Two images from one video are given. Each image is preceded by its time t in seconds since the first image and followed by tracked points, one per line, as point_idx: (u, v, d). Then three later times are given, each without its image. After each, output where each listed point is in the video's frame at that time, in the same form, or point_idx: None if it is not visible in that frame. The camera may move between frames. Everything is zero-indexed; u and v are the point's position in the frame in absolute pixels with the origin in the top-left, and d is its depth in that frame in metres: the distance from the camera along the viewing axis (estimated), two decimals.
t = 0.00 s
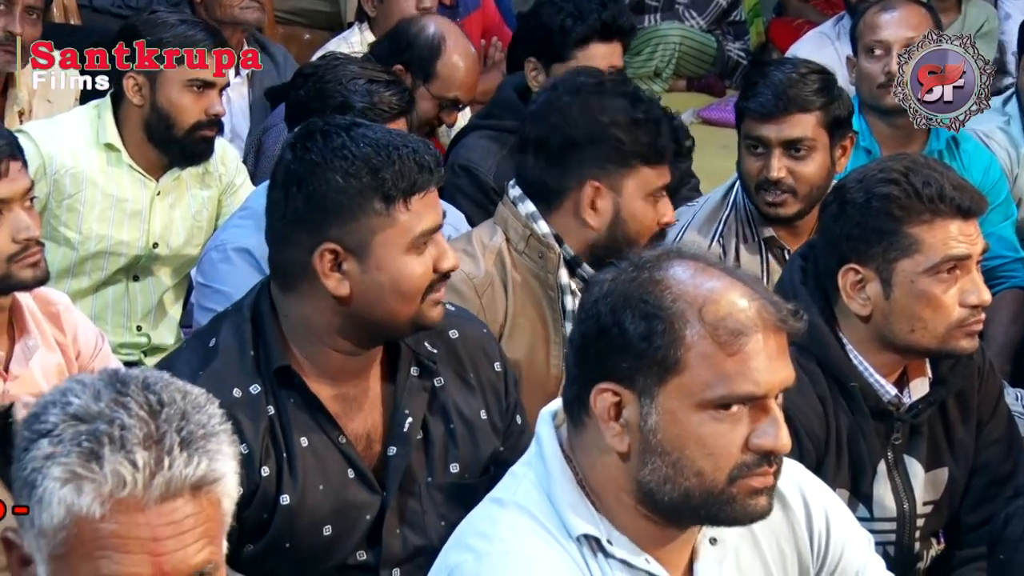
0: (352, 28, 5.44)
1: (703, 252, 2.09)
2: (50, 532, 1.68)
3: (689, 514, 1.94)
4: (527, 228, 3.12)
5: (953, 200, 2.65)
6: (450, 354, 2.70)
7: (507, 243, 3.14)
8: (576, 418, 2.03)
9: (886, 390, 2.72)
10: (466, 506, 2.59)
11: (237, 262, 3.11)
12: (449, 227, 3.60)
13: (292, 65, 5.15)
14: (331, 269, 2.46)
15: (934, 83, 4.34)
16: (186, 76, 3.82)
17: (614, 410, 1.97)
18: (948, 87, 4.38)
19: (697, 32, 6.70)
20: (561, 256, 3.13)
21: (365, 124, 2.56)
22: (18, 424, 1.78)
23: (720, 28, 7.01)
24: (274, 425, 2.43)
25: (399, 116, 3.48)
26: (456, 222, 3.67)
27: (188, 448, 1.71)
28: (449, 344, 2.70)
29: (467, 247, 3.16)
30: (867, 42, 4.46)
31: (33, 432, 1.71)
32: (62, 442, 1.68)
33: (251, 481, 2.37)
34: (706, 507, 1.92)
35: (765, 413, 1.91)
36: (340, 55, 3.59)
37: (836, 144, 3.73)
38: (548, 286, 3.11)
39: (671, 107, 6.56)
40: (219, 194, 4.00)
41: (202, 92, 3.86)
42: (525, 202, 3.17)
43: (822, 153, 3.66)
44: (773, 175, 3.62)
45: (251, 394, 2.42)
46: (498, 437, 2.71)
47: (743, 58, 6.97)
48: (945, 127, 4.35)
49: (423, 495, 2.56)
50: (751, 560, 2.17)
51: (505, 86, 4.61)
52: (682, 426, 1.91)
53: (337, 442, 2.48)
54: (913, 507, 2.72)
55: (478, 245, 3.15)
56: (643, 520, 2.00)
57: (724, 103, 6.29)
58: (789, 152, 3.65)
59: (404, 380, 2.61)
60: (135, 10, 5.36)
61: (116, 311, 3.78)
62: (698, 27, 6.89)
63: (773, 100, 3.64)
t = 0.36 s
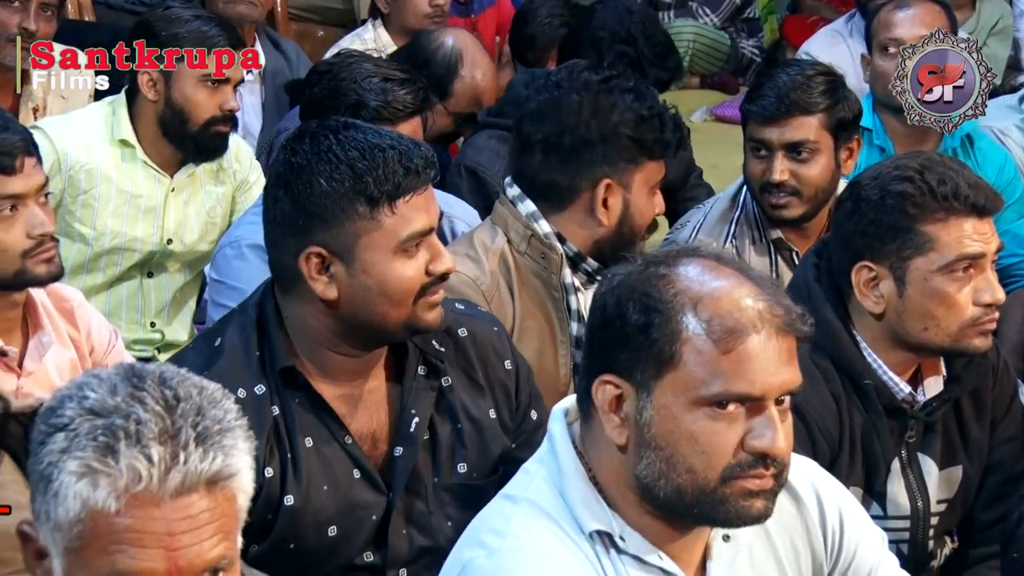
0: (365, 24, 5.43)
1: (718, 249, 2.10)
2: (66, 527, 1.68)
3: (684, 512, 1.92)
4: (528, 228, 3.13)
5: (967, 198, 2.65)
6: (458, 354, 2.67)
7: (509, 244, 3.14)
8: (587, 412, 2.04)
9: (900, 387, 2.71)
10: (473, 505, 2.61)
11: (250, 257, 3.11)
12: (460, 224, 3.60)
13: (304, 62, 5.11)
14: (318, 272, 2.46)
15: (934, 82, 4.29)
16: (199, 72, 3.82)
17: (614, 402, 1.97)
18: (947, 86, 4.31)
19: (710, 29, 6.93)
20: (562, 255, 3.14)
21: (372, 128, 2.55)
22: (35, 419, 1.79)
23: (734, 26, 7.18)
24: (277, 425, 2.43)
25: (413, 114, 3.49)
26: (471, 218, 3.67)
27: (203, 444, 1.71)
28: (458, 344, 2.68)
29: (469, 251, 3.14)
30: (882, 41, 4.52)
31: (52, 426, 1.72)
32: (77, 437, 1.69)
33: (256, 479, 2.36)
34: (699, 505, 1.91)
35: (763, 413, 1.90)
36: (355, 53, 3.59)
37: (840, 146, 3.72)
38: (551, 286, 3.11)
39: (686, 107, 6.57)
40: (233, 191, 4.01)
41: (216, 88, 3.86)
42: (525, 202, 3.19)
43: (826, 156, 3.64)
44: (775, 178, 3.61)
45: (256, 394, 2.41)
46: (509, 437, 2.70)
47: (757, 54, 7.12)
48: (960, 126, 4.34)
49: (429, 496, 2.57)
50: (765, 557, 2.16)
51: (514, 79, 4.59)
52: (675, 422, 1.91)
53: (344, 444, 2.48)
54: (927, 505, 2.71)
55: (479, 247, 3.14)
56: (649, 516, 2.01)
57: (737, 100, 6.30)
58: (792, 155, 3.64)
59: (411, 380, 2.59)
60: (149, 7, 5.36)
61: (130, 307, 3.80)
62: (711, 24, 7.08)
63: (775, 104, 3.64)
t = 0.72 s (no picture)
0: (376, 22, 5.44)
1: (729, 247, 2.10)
2: (77, 523, 1.68)
3: (686, 510, 1.92)
4: (521, 226, 3.10)
5: (978, 196, 2.64)
6: (470, 354, 2.67)
7: (502, 243, 3.12)
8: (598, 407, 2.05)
9: (911, 385, 2.70)
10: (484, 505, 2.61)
11: (261, 255, 3.11)
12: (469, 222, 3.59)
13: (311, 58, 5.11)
14: (325, 259, 2.48)
15: (934, 83, 4.31)
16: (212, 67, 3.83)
17: (619, 398, 1.98)
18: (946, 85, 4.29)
19: (722, 27, 6.99)
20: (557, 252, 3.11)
21: (392, 120, 2.56)
22: (46, 416, 1.79)
23: (744, 24, 7.14)
24: (289, 410, 2.45)
25: (426, 114, 3.50)
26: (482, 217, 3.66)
27: (214, 437, 1.71)
28: (472, 343, 2.67)
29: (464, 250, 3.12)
30: (893, 38, 4.58)
31: (62, 422, 1.73)
32: (88, 433, 1.69)
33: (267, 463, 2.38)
34: (701, 503, 1.90)
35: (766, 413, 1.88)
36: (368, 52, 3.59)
37: (857, 153, 3.72)
38: (547, 284, 3.10)
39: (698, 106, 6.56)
40: (244, 189, 4.02)
41: (227, 84, 3.87)
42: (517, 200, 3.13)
43: (841, 162, 3.65)
44: (790, 184, 3.64)
45: (269, 378, 2.43)
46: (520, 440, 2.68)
47: (768, 53, 7.12)
48: (971, 124, 4.30)
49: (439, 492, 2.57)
50: (776, 554, 2.16)
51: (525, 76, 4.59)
52: (676, 420, 1.90)
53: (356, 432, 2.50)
54: (938, 504, 2.71)
55: (474, 246, 3.12)
56: (656, 515, 2.00)
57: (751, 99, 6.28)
58: (807, 160, 3.65)
59: (423, 373, 2.59)
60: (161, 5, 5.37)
61: (141, 304, 3.81)
62: (722, 23, 7.05)
63: (791, 109, 3.64)
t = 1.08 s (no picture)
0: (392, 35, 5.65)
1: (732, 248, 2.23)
2: (119, 496, 1.83)
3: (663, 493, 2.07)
4: (531, 227, 3.28)
5: (960, 201, 2.82)
6: (491, 352, 2.85)
7: (515, 244, 3.30)
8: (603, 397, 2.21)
9: (896, 377, 2.87)
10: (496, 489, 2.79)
11: (287, 256, 3.29)
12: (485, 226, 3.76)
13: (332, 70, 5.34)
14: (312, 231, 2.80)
15: (934, 83, 4.53)
16: (240, 80, 4.12)
17: (613, 385, 2.15)
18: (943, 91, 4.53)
19: (718, 42, 7.29)
20: (566, 254, 3.30)
21: (419, 137, 2.81)
22: (88, 397, 1.94)
23: (741, 39, 7.50)
24: (323, 396, 2.65)
25: (445, 121, 3.75)
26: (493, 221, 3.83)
27: (247, 415, 1.88)
28: (492, 343, 2.86)
29: (478, 251, 3.30)
30: (879, 53, 4.65)
31: (103, 403, 1.87)
32: (129, 411, 1.84)
33: (300, 447, 2.59)
34: (674, 487, 2.06)
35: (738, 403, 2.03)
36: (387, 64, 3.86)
37: (852, 148, 3.94)
38: (556, 284, 3.28)
39: (695, 114, 6.78)
40: (272, 193, 4.26)
41: (253, 96, 4.16)
42: (530, 204, 3.32)
43: (839, 156, 3.87)
44: (792, 176, 3.84)
45: (304, 367, 2.64)
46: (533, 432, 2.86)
47: (761, 66, 7.46)
48: (953, 132, 4.50)
49: (457, 476, 2.76)
50: (768, 537, 2.32)
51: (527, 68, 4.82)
52: (655, 408, 2.07)
53: (382, 419, 2.70)
54: (920, 488, 2.90)
55: (487, 246, 3.29)
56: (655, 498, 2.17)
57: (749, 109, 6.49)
58: (807, 155, 3.87)
59: (449, 368, 2.79)
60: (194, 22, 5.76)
61: (175, 302, 4.06)
62: (720, 38, 7.38)
63: (792, 106, 3.87)
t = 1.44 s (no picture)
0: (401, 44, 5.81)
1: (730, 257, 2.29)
2: (145, 481, 1.86)
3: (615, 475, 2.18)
4: (541, 226, 3.42)
5: (949, 202, 2.93)
6: (499, 354, 2.96)
7: (524, 242, 3.43)
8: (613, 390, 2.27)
9: (886, 371, 2.98)
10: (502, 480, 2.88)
11: (302, 254, 3.40)
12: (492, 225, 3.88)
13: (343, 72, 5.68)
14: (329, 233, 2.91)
15: (933, 83, 4.64)
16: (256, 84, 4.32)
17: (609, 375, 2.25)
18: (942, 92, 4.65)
19: (716, 49, 7.43)
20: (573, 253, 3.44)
21: (423, 143, 2.92)
22: (113, 388, 1.96)
23: (737, 45, 7.68)
24: (337, 391, 2.76)
25: (455, 125, 4.02)
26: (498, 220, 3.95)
27: (267, 402, 1.90)
28: (501, 344, 2.96)
29: (490, 248, 3.42)
30: (870, 59, 4.72)
31: (129, 391, 1.90)
32: (154, 399, 1.87)
33: (315, 440, 2.69)
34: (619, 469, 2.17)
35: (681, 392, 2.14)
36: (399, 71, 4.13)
37: (842, 132, 4.18)
38: (562, 281, 3.41)
39: (692, 118, 6.94)
40: (287, 194, 4.44)
41: (270, 98, 4.34)
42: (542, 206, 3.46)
43: (830, 140, 4.08)
44: (786, 162, 4.03)
45: (323, 363, 2.74)
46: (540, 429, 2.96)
47: (757, 72, 7.64)
48: (941, 134, 4.63)
49: (464, 469, 2.86)
50: (764, 527, 2.36)
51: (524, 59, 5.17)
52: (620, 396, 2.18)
53: (393, 414, 2.80)
54: (910, 479, 3.01)
55: (498, 244, 3.42)
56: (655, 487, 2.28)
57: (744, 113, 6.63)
58: (801, 141, 4.06)
59: (461, 367, 2.88)
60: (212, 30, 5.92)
61: (195, 298, 4.24)
62: (717, 44, 7.56)
63: (785, 94, 4.08)
